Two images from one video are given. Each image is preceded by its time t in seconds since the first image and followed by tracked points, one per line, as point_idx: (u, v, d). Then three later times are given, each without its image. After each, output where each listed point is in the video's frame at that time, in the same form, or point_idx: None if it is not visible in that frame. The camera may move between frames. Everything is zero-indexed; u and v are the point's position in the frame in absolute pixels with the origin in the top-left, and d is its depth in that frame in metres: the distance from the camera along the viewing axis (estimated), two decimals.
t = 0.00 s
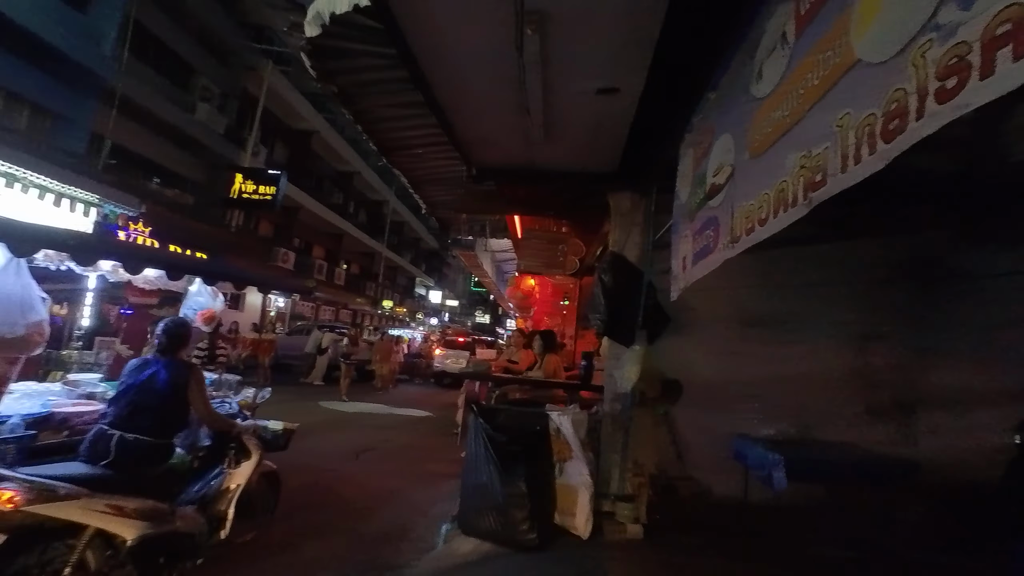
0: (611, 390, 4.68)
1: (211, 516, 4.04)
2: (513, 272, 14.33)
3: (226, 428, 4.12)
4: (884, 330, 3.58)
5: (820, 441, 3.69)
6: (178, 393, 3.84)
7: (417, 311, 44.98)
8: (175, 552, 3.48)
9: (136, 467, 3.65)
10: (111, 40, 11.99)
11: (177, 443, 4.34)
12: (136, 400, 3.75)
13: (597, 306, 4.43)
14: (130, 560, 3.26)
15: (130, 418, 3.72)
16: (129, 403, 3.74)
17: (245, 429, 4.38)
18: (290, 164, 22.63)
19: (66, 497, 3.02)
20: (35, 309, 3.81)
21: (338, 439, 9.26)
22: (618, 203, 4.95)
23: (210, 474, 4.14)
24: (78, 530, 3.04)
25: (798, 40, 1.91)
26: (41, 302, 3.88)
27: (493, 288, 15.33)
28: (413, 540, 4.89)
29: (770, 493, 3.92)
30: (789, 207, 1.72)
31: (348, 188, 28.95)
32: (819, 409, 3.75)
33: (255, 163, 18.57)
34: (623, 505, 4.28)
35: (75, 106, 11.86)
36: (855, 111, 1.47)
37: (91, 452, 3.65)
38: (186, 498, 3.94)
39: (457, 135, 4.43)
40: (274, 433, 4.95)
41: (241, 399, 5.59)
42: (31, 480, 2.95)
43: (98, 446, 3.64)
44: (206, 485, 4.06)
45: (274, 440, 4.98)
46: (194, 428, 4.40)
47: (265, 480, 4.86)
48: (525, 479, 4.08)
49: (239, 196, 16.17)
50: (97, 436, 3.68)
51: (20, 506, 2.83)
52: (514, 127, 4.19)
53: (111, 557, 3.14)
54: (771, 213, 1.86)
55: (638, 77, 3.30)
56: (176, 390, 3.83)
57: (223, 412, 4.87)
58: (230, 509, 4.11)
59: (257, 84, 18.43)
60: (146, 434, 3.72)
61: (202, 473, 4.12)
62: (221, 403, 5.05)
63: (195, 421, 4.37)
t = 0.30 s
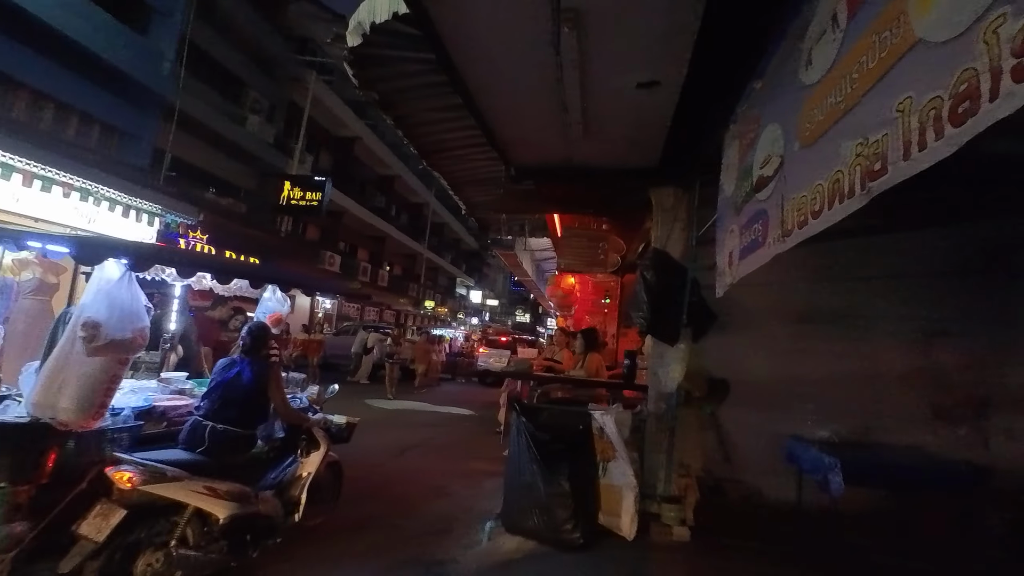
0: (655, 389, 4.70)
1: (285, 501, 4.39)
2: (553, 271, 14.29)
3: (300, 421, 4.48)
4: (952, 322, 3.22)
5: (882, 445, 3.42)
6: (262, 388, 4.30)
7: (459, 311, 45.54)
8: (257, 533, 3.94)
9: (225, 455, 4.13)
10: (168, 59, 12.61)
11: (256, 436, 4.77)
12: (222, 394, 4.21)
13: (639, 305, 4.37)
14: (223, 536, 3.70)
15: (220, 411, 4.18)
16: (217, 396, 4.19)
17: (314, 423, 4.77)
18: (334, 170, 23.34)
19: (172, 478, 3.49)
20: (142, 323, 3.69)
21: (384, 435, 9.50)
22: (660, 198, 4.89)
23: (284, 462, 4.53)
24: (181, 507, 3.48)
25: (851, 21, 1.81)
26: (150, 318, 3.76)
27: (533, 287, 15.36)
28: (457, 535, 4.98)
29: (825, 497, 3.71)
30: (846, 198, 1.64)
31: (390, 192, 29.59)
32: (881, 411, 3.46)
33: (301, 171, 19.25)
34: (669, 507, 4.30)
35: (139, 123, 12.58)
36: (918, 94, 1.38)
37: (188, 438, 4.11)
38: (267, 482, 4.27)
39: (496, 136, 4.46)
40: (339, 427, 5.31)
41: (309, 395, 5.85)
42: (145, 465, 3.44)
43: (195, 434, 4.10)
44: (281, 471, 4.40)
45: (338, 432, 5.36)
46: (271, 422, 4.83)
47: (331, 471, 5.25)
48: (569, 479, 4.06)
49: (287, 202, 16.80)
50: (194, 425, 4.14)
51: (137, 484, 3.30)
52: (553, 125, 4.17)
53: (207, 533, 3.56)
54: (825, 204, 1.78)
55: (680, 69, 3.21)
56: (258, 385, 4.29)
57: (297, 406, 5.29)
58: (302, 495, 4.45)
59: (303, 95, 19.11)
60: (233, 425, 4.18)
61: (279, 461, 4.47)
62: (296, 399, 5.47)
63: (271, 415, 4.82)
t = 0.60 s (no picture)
0: (680, 389, 4.51)
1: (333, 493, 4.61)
2: (574, 270, 14.24)
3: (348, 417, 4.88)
4: (993, 322, 3.15)
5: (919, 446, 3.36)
6: (313, 385, 4.79)
7: (481, 311, 45.69)
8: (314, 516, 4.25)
9: (283, 446, 4.53)
10: (197, 68, 12.95)
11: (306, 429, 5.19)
12: (278, 390, 4.66)
13: (662, 303, 4.21)
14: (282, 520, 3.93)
15: (276, 406, 4.63)
16: (272, 392, 4.64)
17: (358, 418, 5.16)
18: (358, 173, 23.68)
19: (237, 466, 3.75)
20: (209, 326, 3.94)
21: (408, 434, 9.62)
22: (683, 195, 4.80)
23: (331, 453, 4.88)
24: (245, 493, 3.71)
25: (880, 10, 1.76)
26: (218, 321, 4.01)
27: (555, 287, 15.33)
28: (482, 534, 5.02)
29: (857, 500, 3.62)
30: (876, 192, 1.59)
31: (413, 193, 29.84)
32: (917, 412, 3.38)
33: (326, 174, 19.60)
34: (694, 509, 4.12)
35: (171, 132, 12.92)
36: (951, 84, 1.33)
37: (247, 431, 4.50)
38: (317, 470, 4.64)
39: (516, 136, 4.46)
40: (380, 423, 5.64)
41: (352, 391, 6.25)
42: (212, 454, 3.67)
43: (254, 428, 4.51)
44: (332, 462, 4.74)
45: (377, 428, 5.69)
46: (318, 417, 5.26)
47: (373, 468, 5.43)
48: (593, 480, 4.03)
49: (313, 206, 17.12)
50: (252, 420, 4.56)
51: (208, 470, 3.53)
52: (573, 124, 4.16)
53: (267, 517, 3.80)
54: (855, 199, 1.73)
55: (702, 64, 3.15)
56: (310, 381, 4.78)
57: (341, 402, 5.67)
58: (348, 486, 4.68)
59: (326, 100, 19.44)
60: (289, 418, 4.62)
61: (326, 453, 4.85)
62: (341, 394, 5.88)
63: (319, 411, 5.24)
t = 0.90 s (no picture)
0: (690, 389, 4.53)
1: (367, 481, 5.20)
2: (584, 270, 14.20)
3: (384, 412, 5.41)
4: (1012, 320, 3.12)
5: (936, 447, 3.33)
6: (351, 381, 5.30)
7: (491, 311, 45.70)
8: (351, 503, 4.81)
9: (326, 439, 5.05)
10: (210, 72, 13.11)
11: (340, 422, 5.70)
12: (319, 389, 5.15)
13: (673, 303, 4.21)
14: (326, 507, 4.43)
15: (318, 403, 5.11)
16: (313, 391, 5.13)
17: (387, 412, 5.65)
18: (368, 174, 23.81)
19: (288, 458, 4.30)
20: (264, 332, 4.37)
21: (418, 434, 9.66)
22: (694, 194, 4.78)
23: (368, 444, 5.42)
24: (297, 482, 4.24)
25: (894, 4, 1.73)
26: (272, 328, 4.45)
27: (565, 286, 15.29)
28: (492, 534, 5.04)
29: (873, 501, 3.58)
30: (891, 189, 1.56)
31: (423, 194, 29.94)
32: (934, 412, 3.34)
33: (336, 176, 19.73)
34: (706, 509, 4.15)
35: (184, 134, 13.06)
36: (967, 77, 1.31)
37: (294, 426, 5.05)
38: (355, 461, 5.18)
39: (525, 135, 4.45)
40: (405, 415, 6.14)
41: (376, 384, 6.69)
42: (267, 447, 4.24)
43: (300, 424, 5.03)
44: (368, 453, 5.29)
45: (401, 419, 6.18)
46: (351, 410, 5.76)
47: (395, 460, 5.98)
48: (603, 480, 4.01)
49: (324, 207, 17.24)
50: (297, 416, 5.09)
51: (265, 462, 4.09)
52: (583, 123, 4.15)
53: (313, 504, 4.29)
54: (869, 196, 1.70)
55: (713, 62, 3.13)
56: (346, 379, 5.23)
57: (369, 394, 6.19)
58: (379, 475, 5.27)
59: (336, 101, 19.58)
60: (330, 414, 5.09)
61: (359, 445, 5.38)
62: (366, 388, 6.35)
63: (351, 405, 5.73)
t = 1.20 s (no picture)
0: (698, 389, 4.35)
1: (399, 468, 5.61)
2: (591, 270, 14.19)
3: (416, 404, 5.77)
4: None
5: (948, 448, 3.33)
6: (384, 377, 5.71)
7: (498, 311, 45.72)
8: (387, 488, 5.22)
9: (363, 431, 5.46)
10: (219, 75, 13.23)
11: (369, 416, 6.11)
12: (356, 384, 5.57)
13: (681, 303, 4.14)
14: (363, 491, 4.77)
15: (356, 398, 5.52)
16: (351, 386, 5.55)
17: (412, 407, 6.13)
18: (375, 175, 23.90)
19: (333, 445, 4.59)
20: (320, 330, 4.68)
21: (426, 434, 9.68)
22: (702, 192, 4.73)
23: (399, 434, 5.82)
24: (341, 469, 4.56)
25: None
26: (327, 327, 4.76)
27: (571, 286, 15.28)
28: (500, 534, 5.06)
29: (885, 503, 3.55)
30: (903, 187, 1.55)
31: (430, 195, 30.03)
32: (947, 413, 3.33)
33: (344, 177, 19.83)
34: (715, 511, 4.02)
35: (194, 136, 13.19)
36: (980, 74, 1.29)
37: (335, 418, 5.46)
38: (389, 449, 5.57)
39: (532, 135, 4.44)
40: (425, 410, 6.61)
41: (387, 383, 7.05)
42: (317, 435, 4.52)
43: (341, 416, 5.44)
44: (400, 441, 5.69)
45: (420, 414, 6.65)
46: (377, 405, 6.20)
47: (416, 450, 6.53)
48: (611, 480, 3.98)
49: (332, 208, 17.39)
50: (338, 408, 5.49)
51: (315, 450, 4.38)
52: (590, 123, 4.14)
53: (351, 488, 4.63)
54: (880, 194, 1.68)
55: (722, 61, 3.12)
56: (380, 375, 5.67)
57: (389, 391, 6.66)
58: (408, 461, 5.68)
59: (343, 102, 19.68)
60: (366, 408, 5.52)
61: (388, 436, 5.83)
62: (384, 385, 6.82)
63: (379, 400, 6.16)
